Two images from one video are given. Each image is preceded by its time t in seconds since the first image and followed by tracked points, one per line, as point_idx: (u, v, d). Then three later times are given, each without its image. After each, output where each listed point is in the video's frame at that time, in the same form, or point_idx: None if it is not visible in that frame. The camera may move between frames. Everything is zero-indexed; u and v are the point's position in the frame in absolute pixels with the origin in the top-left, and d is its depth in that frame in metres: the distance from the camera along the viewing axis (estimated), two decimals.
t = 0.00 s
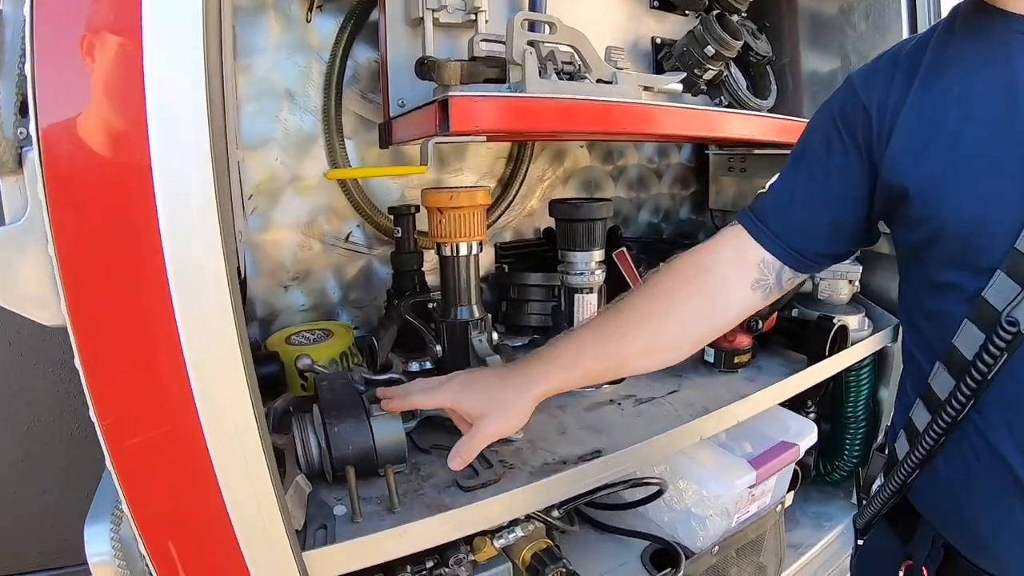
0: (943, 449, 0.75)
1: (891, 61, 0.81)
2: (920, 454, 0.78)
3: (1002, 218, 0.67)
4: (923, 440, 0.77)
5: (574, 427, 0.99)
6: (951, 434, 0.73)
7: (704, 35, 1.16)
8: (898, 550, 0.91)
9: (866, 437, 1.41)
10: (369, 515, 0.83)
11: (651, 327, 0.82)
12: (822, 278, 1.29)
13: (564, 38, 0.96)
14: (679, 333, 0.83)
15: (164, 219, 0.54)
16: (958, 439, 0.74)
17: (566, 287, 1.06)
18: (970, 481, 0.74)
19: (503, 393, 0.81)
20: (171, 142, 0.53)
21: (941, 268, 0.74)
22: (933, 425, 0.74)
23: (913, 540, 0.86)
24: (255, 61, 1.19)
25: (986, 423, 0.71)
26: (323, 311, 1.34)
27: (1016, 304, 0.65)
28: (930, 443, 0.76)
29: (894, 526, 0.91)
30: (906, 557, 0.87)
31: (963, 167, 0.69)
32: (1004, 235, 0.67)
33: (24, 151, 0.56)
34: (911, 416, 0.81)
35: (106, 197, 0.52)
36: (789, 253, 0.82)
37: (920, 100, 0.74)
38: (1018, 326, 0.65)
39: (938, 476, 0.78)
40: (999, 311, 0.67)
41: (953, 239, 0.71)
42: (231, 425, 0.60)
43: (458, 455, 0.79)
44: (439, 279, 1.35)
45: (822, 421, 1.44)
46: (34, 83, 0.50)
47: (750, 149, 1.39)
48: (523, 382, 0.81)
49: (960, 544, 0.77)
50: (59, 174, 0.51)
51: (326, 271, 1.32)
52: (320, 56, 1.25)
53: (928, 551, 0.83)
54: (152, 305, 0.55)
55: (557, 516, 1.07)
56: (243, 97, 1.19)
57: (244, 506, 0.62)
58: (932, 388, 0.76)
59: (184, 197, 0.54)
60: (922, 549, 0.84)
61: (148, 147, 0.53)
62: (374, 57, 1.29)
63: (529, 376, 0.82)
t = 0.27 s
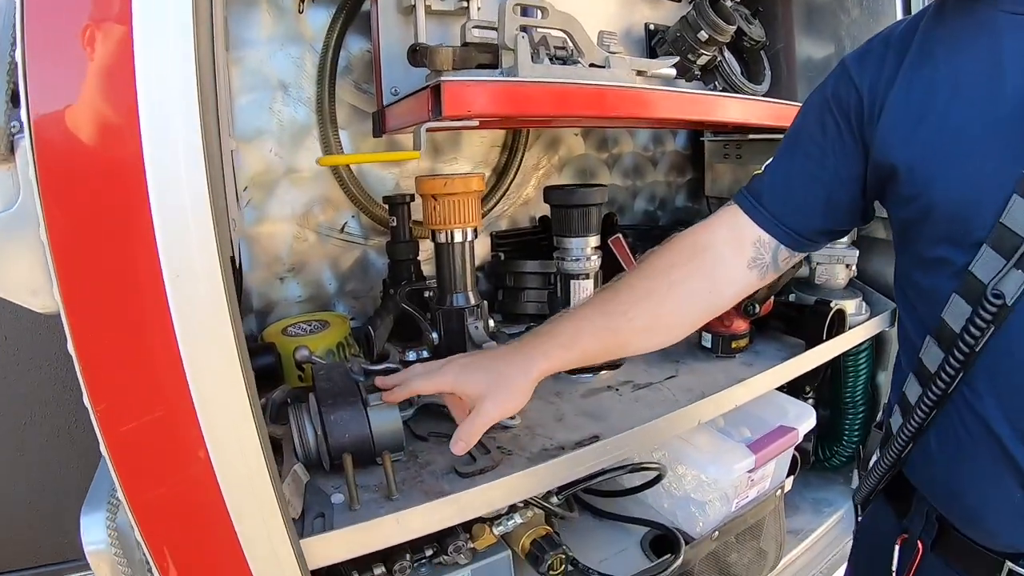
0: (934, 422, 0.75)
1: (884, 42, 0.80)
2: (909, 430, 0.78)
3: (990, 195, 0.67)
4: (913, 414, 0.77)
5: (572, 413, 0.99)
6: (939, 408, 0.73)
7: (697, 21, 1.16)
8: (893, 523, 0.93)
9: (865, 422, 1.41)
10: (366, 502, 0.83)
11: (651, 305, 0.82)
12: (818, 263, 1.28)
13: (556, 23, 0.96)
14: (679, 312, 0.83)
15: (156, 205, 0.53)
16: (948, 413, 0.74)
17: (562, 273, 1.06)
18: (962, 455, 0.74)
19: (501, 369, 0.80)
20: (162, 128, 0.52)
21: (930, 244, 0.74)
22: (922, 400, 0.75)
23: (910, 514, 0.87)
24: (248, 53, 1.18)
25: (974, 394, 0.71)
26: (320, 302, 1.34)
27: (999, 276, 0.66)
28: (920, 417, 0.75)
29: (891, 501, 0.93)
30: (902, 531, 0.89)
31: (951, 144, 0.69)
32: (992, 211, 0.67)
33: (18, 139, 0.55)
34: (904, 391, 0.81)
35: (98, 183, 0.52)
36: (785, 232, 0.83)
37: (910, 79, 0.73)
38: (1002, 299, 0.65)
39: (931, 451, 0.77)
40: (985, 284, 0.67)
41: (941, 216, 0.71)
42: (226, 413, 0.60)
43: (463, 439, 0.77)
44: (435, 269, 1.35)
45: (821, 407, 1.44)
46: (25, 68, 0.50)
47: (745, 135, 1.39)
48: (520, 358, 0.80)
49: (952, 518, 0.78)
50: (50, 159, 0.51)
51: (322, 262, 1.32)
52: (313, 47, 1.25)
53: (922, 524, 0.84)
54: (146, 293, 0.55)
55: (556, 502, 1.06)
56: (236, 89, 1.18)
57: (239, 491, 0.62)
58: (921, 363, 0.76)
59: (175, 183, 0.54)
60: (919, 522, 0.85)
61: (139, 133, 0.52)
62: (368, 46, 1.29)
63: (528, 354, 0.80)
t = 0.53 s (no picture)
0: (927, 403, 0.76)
1: (876, 36, 0.81)
2: (904, 410, 0.79)
3: (976, 181, 0.68)
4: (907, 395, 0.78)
5: (568, 402, 1.00)
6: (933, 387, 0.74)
7: (690, 15, 1.17)
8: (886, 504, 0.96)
9: (860, 413, 1.41)
10: (364, 490, 0.84)
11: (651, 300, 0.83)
12: (812, 254, 1.28)
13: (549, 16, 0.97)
14: (678, 306, 0.83)
15: (158, 194, 0.54)
16: (942, 394, 0.75)
17: (557, 265, 1.07)
18: (953, 435, 0.75)
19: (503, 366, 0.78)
20: (164, 116, 0.53)
21: (920, 230, 0.75)
22: (915, 380, 0.75)
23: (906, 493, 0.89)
24: (245, 49, 1.19)
25: (966, 374, 0.72)
26: (317, 296, 1.34)
27: (988, 259, 0.67)
28: (913, 399, 0.76)
29: (887, 483, 0.95)
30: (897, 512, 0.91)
31: (936, 132, 0.70)
32: (978, 196, 0.68)
33: (19, 125, 0.56)
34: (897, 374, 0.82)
35: (102, 173, 0.52)
36: (783, 225, 0.84)
37: (899, 70, 0.75)
38: (991, 280, 0.66)
39: (923, 433, 0.78)
40: (973, 265, 0.68)
41: (927, 202, 0.72)
42: (227, 400, 0.61)
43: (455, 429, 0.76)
44: (431, 263, 1.36)
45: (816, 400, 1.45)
46: (29, 57, 0.51)
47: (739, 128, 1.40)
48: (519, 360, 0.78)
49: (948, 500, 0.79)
50: (54, 149, 0.51)
51: (319, 256, 1.32)
52: (310, 42, 1.26)
53: (917, 505, 0.86)
54: (148, 282, 0.55)
55: (553, 492, 1.06)
56: (233, 84, 1.19)
57: (238, 476, 0.63)
58: (913, 346, 0.77)
59: (177, 171, 0.54)
60: (914, 503, 0.87)
61: (142, 121, 0.52)
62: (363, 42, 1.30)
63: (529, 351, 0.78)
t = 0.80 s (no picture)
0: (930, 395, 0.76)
1: (881, 29, 0.81)
2: (907, 400, 0.79)
3: (980, 175, 0.68)
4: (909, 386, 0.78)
5: (566, 400, 0.99)
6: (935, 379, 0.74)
7: (687, 12, 1.17)
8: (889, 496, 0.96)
9: (860, 411, 1.41)
10: (362, 489, 0.83)
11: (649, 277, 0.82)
12: (810, 252, 1.28)
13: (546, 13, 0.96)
14: (676, 281, 0.82)
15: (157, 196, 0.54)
16: (943, 387, 0.75)
17: (555, 263, 1.06)
18: (954, 428, 0.75)
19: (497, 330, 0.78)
20: (162, 116, 0.53)
21: (924, 224, 0.75)
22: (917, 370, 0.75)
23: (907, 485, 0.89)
24: (241, 48, 1.19)
25: (968, 368, 0.72)
26: (315, 296, 1.34)
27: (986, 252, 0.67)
28: (916, 391, 0.77)
29: (890, 475, 0.95)
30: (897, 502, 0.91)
31: (938, 123, 0.70)
32: (981, 190, 0.68)
33: (16, 123, 0.56)
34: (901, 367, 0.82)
35: (99, 173, 0.52)
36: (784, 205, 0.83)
37: (903, 64, 0.74)
38: (992, 273, 0.66)
39: (928, 428, 0.78)
40: (975, 259, 0.68)
41: (931, 195, 0.72)
42: (225, 401, 0.61)
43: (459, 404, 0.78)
44: (429, 262, 1.35)
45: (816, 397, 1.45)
46: (26, 55, 0.50)
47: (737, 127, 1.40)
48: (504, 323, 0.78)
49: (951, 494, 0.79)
50: (51, 149, 0.51)
51: (316, 256, 1.32)
52: (306, 42, 1.26)
53: (918, 496, 0.86)
54: (146, 283, 0.55)
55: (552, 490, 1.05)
56: (229, 84, 1.19)
57: (235, 475, 0.63)
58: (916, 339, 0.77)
59: (175, 171, 0.54)
60: (914, 494, 0.87)
61: (139, 121, 0.52)
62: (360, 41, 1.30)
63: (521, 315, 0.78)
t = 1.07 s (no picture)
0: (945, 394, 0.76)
1: (912, 31, 0.80)
2: (923, 396, 0.78)
3: (1004, 174, 0.67)
4: (924, 386, 0.78)
5: (574, 401, 0.98)
6: (951, 377, 0.74)
7: (694, 12, 1.16)
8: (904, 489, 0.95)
9: (866, 413, 1.40)
10: (370, 491, 0.83)
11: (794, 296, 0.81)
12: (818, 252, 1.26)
13: (556, 12, 0.96)
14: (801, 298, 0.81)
15: (160, 193, 0.53)
16: (959, 385, 0.75)
17: (562, 263, 1.06)
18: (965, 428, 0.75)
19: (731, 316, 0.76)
20: (165, 113, 0.52)
21: (948, 222, 0.74)
22: (932, 369, 0.76)
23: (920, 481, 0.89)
24: (246, 47, 1.19)
25: (982, 369, 0.72)
26: (320, 296, 1.33)
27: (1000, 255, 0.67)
28: (930, 390, 0.77)
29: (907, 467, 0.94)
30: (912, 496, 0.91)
31: (964, 126, 0.69)
32: (1004, 188, 0.67)
33: (19, 121, 0.55)
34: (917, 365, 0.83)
35: (101, 171, 0.52)
36: (867, 228, 0.82)
37: (931, 68, 0.73)
38: (1007, 274, 0.65)
39: (940, 427, 0.79)
40: (991, 260, 0.67)
41: (953, 196, 0.71)
42: (230, 401, 0.60)
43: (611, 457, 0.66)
44: (434, 262, 1.35)
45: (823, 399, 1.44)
46: (29, 54, 0.50)
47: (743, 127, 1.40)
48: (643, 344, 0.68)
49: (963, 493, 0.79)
50: (54, 148, 0.51)
51: (321, 256, 1.32)
52: (312, 40, 1.25)
53: (932, 491, 0.86)
54: (148, 282, 0.54)
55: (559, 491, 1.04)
56: (234, 83, 1.18)
57: (241, 476, 0.62)
58: (932, 338, 0.77)
59: (178, 168, 0.53)
60: (928, 489, 0.86)
61: (142, 118, 0.52)
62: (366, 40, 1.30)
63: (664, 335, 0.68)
